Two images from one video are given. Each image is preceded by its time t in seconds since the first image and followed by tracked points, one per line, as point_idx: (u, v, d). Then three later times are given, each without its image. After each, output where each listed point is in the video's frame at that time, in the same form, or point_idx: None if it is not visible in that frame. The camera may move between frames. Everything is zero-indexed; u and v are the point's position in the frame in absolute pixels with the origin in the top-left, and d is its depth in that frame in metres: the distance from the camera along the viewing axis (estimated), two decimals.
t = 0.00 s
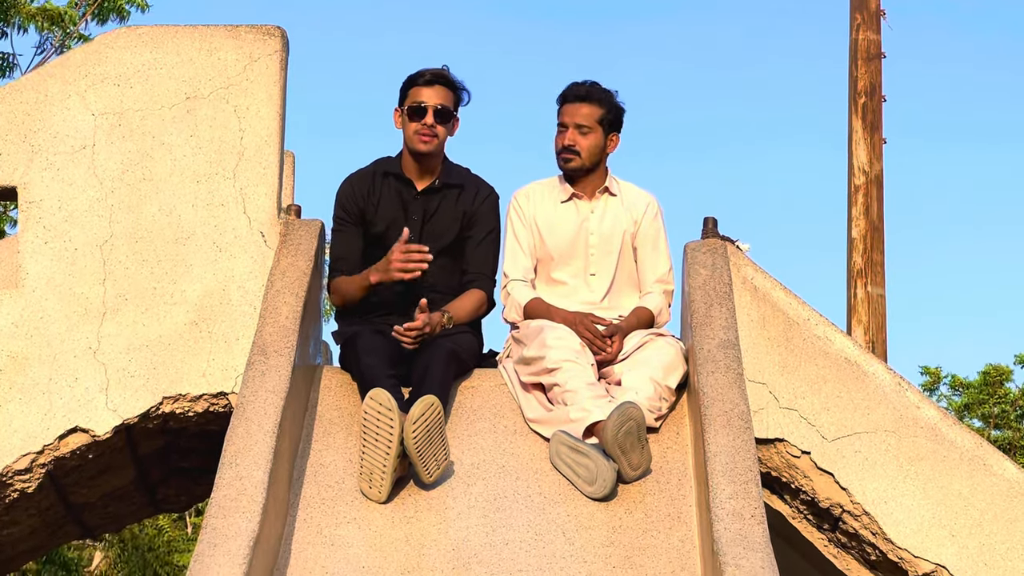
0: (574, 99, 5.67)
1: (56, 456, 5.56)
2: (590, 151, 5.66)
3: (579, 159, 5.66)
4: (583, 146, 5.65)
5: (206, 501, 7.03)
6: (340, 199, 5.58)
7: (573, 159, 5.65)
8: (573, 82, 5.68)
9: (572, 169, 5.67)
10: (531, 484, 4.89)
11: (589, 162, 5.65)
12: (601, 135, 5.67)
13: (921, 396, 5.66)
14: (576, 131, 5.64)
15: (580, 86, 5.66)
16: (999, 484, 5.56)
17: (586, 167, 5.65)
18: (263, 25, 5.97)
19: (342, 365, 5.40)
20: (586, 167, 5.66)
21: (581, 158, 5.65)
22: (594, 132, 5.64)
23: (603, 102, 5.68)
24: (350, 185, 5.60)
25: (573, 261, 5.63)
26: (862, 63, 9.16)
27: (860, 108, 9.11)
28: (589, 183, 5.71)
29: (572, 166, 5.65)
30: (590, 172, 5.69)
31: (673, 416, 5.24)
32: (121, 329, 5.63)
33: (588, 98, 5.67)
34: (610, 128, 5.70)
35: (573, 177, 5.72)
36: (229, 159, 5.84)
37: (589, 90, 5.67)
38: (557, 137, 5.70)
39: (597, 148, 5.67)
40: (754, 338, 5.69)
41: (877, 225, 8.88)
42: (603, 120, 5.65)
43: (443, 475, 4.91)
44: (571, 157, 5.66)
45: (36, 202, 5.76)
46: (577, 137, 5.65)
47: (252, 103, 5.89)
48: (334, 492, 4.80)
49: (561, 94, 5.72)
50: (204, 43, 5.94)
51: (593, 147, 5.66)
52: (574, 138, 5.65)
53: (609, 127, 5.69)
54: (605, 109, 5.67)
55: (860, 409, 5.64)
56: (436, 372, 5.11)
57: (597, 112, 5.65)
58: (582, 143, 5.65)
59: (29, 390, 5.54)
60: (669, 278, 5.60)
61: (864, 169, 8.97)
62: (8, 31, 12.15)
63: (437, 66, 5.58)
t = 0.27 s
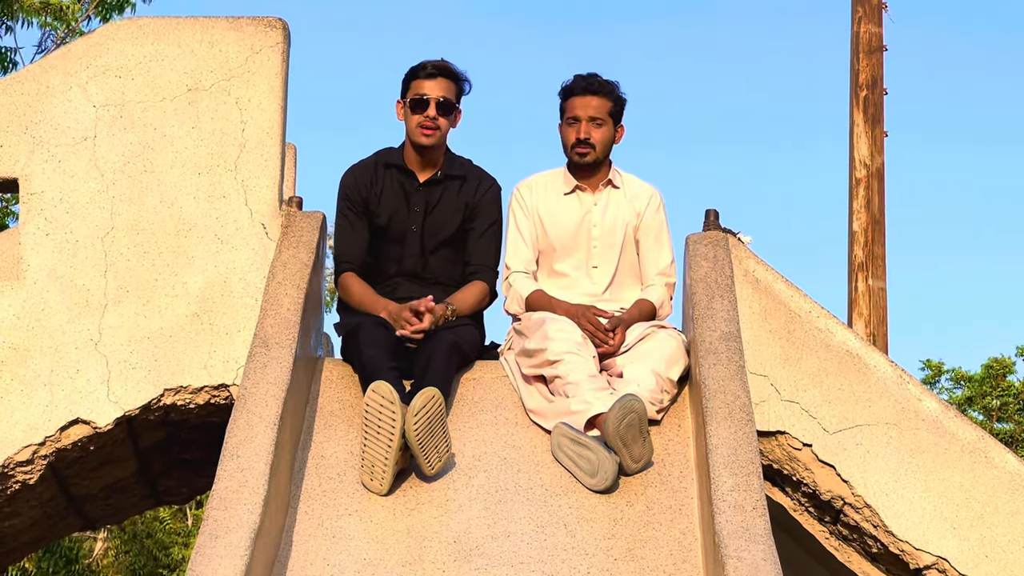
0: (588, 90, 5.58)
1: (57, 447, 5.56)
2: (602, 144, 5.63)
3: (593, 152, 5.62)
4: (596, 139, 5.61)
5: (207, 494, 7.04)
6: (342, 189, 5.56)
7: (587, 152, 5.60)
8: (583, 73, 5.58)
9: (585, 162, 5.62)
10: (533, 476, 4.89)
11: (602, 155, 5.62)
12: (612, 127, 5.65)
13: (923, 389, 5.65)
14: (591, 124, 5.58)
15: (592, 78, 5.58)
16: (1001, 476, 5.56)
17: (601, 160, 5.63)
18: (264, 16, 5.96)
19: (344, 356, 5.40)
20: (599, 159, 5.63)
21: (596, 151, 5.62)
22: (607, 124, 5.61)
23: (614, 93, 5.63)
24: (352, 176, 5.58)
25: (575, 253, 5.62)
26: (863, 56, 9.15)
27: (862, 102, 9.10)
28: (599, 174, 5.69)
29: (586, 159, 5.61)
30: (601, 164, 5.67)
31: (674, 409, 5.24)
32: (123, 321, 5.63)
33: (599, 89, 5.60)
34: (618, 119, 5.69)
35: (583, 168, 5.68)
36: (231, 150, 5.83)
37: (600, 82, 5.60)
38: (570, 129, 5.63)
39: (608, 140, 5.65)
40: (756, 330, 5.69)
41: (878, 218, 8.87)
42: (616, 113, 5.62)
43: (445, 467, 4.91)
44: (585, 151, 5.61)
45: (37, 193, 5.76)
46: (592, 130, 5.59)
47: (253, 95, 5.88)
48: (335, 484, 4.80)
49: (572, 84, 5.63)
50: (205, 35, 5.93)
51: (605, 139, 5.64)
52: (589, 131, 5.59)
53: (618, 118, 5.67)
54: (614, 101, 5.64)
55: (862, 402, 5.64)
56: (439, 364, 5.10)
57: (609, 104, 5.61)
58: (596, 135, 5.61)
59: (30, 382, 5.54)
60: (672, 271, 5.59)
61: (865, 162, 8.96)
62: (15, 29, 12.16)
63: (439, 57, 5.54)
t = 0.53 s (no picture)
0: (585, 85, 5.60)
1: (59, 443, 5.56)
2: (600, 140, 5.63)
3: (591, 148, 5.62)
4: (593, 134, 5.61)
5: (208, 489, 7.04)
6: (345, 182, 5.55)
7: (584, 148, 5.61)
8: (581, 71, 5.61)
9: (584, 159, 5.63)
10: (534, 472, 4.90)
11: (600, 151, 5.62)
12: (610, 122, 5.64)
13: (925, 385, 5.66)
14: (588, 120, 5.59)
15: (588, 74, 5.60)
16: (1002, 472, 5.56)
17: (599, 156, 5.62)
18: (266, 12, 5.96)
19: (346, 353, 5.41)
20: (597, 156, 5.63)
21: (593, 147, 5.62)
22: (604, 121, 5.62)
23: (612, 89, 5.64)
24: (355, 169, 5.57)
25: (577, 249, 5.62)
26: (864, 52, 9.14)
27: (862, 97, 9.08)
28: (599, 171, 5.69)
29: (584, 155, 5.61)
30: (600, 160, 5.67)
31: (675, 404, 5.24)
32: (125, 316, 5.64)
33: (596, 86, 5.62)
34: (617, 115, 5.68)
35: (583, 165, 5.68)
36: (232, 146, 5.83)
37: (597, 78, 5.61)
38: (568, 126, 5.64)
39: (606, 136, 5.65)
40: (757, 326, 5.69)
41: (879, 214, 8.87)
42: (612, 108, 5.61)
43: (446, 462, 4.92)
44: (582, 147, 5.61)
45: (39, 189, 5.76)
46: (588, 125, 5.60)
47: (255, 90, 5.88)
48: (336, 479, 4.81)
49: (572, 80, 5.63)
50: (206, 30, 5.93)
51: (603, 134, 5.64)
52: (585, 127, 5.60)
53: (617, 115, 5.68)
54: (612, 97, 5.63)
55: (863, 397, 5.64)
56: (439, 360, 5.10)
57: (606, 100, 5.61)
58: (593, 131, 5.61)
59: (32, 377, 5.55)
60: (673, 267, 5.59)
61: (866, 157, 8.96)
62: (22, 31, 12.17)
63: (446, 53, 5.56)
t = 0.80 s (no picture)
0: (568, 114, 5.77)
1: (65, 470, 5.56)
2: (575, 162, 5.66)
3: (565, 172, 5.68)
4: (568, 158, 5.68)
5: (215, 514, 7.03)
6: (346, 215, 5.60)
7: (560, 172, 5.70)
8: (567, 98, 5.79)
9: (563, 183, 5.70)
10: (541, 497, 4.89)
11: (574, 173, 5.66)
12: (589, 145, 5.67)
13: (931, 407, 5.65)
14: (564, 144, 5.70)
15: (570, 100, 5.75)
16: (1010, 494, 5.55)
17: (572, 178, 5.66)
18: (270, 38, 5.99)
19: (352, 380, 5.41)
20: (572, 179, 5.67)
21: (568, 170, 5.68)
22: (581, 143, 5.67)
23: (591, 114, 5.71)
24: (356, 201, 5.62)
25: (583, 272, 5.63)
26: (869, 72, 9.14)
27: (867, 117, 9.10)
28: (586, 195, 5.70)
29: (561, 178, 5.69)
30: (582, 184, 5.68)
31: (682, 428, 5.23)
32: (130, 343, 5.64)
33: (578, 112, 5.74)
34: (599, 138, 5.68)
35: (572, 191, 5.76)
36: (237, 172, 5.85)
37: (579, 105, 5.75)
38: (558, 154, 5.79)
39: (585, 159, 5.66)
40: (762, 349, 5.68)
41: (885, 233, 8.87)
42: (588, 131, 5.66)
43: (453, 488, 4.91)
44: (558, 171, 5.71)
45: (45, 216, 5.78)
46: (565, 150, 5.69)
47: (259, 116, 5.91)
48: (343, 506, 4.80)
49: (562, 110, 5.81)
50: (211, 57, 5.96)
51: (580, 158, 5.66)
52: (561, 151, 5.70)
53: (597, 137, 5.68)
54: (593, 121, 5.70)
55: (869, 420, 5.63)
56: (446, 385, 5.13)
57: (582, 124, 5.69)
58: (568, 155, 5.68)
59: (38, 405, 5.55)
60: (680, 291, 5.59)
61: (871, 178, 8.97)
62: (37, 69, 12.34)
63: (428, 78, 5.57)
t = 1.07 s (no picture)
0: (566, 120, 5.78)
1: (66, 477, 5.56)
2: (572, 167, 5.68)
3: (563, 176, 5.70)
4: (566, 162, 5.70)
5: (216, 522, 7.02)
6: (343, 223, 5.58)
7: (557, 177, 5.72)
8: (566, 104, 5.80)
9: (561, 188, 5.72)
10: (542, 503, 4.88)
11: (571, 178, 5.67)
12: (586, 150, 5.68)
13: (932, 412, 5.64)
14: (561, 150, 5.72)
15: (568, 106, 5.76)
16: (1012, 500, 5.54)
17: (569, 183, 5.68)
18: (270, 45, 5.99)
19: (353, 386, 5.40)
20: (570, 183, 5.68)
21: (565, 174, 5.70)
22: (578, 148, 5.68)
23: (588, 119, 5.71)
24: (352, 209, 5.60)
25: (582, 279, 5.63)
26: (869, 77, 9.14)
27: (868, 123, 9.10)
28: (584, 200, 5.70)
29: (559, 184, 5.71)
30: (580, 188, 5.69)
31: (683, 434, 5.22)
32: (131, 350, 5.64)
33: (576, 117, 5.75)
34: (596, 143, 5.69)
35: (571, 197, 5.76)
36: (238, 179, 5.85)
37: (578, 110, 5.76)
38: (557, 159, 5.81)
39: (582, 163, 5.68)
40: (764, 355, 5.68)
41: (886, 239, 8.87)
42: (584, 136, 5.67)
43: (454, 494, 4.90)
44: (556, 176, 5.73)
45: (45, 223, 5.77)
46: (563, 154, 5.71)
47: (259, 123, 5.91)
48: (344, 512, 4.80)
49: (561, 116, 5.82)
50: (211, 64, 5.96)
51: (577, 162, 5.68)
52: (559, 156, 5.72)
53: (593, 142, 5.68)
54: (589, 127, 5.70)
55: (871, 425, 5.62)
56: (447, 391, 5.12)
57: (579, 129, 5.70)
58: (565, 159, 5.70)
59: (39, 412, 5.55)
60: (680, 298, 5.57)
61: (872, 184, 8.97)
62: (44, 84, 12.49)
63: (428, 84, 5.56)
